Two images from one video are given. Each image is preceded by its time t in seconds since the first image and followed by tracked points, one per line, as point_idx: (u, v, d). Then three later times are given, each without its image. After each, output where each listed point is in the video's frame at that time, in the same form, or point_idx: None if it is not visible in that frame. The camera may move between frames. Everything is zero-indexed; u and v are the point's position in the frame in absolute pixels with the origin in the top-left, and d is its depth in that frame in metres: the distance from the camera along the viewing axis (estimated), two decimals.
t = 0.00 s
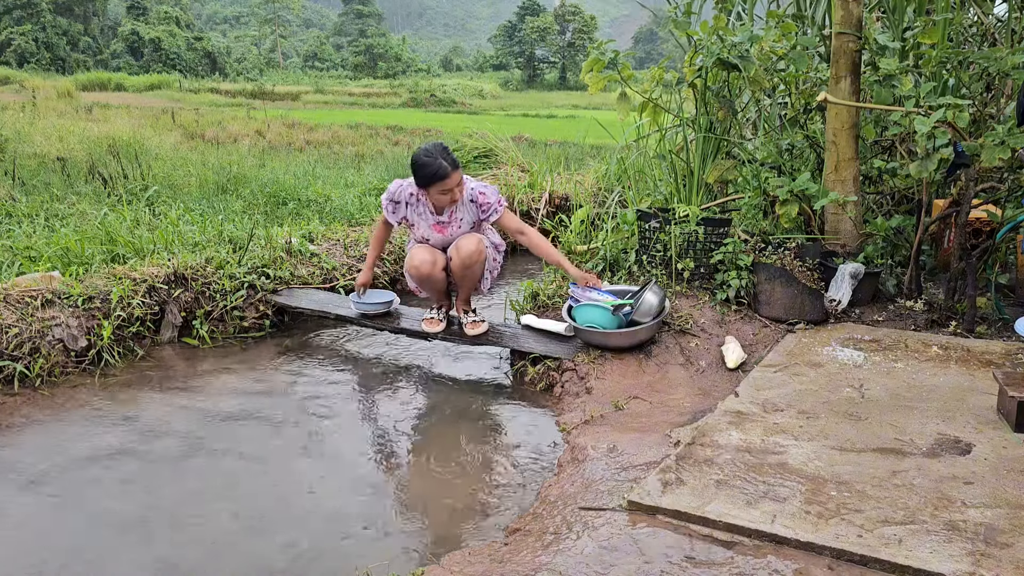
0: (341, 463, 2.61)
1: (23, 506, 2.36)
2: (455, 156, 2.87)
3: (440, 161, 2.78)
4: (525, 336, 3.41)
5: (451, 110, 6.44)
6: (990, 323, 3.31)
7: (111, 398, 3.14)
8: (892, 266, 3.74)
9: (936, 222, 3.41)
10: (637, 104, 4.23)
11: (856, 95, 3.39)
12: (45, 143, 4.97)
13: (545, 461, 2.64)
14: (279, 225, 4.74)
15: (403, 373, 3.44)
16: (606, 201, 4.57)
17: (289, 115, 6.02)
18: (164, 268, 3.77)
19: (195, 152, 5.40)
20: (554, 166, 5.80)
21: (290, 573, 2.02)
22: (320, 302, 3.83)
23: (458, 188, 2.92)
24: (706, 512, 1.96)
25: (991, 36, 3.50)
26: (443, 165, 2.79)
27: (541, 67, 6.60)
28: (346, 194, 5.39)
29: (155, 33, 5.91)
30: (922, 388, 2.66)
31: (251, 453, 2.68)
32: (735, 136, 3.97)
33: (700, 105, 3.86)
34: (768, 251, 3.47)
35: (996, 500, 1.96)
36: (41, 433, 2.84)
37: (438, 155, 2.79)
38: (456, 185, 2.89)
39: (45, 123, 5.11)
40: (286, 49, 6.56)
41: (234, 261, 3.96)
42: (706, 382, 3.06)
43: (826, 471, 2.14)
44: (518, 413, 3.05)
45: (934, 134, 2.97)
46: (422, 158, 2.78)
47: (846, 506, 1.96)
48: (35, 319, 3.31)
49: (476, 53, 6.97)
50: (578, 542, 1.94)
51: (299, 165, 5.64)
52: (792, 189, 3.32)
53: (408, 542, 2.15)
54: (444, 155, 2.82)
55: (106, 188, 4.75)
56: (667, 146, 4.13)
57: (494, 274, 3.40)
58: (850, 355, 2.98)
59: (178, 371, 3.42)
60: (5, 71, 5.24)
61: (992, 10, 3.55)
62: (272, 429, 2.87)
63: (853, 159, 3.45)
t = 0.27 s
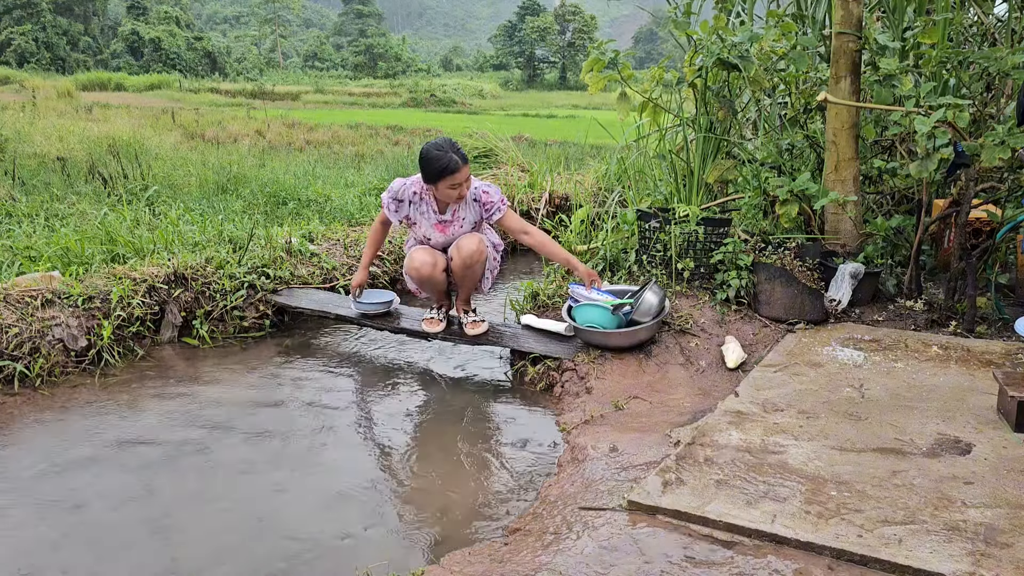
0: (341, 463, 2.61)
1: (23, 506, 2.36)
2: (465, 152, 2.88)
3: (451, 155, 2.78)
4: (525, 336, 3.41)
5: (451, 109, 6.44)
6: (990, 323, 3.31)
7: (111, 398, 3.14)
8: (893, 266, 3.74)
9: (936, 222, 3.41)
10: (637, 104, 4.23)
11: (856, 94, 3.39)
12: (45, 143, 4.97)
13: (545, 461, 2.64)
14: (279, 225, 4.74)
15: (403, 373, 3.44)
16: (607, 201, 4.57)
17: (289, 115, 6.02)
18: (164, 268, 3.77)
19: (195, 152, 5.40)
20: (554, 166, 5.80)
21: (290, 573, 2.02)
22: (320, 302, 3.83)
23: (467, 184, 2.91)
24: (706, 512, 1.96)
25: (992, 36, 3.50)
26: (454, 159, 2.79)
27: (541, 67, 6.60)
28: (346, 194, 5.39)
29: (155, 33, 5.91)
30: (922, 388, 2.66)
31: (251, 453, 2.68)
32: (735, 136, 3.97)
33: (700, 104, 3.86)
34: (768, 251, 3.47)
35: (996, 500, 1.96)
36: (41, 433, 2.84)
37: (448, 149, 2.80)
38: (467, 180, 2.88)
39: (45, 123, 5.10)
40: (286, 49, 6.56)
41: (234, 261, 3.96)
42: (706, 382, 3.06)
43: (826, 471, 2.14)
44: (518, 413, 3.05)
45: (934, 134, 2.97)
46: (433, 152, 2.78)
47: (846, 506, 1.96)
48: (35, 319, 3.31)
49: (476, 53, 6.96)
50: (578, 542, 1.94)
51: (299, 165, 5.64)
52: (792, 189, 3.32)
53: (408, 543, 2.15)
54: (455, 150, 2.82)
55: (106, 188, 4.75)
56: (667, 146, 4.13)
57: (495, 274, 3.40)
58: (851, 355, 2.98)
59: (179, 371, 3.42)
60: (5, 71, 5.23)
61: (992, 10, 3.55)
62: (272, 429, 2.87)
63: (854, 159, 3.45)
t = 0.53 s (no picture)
0: (340, 463, 2.61)
1: (23, 505, 2.36)
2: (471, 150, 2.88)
3: (457, 152, 2.78)
4: (525, 336, 3.40)
5: (451, 109, 6.44)
6: (990, 323, 3.31)
7: (111, 398, 3.14)
8: (893, 266, 3.74)
9: (936, 222, 3.41)
10: (637, 104, 4.23)
11: (856, 94, 3.39)
12: (45, 143, 4.97)
13: (545, 461, 2.64)
14: (279, 224, 4.74)
15: (403, 373, 3.44)
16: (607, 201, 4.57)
17: (289, 115, 6.02)
18: (164, 268, 3.77)
19: (195, 152, 5.40)
20: (554, 165, 5.80)
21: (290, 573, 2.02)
22: (320, 302, 3.83)
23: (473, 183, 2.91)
24: (706, 512, 1.96)
25: (991, 36, 3.50)
26: (460, 156, 2.79)
27: (541, 67, 6.60)
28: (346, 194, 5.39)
29: (155, 33, 5.91)
30: (922, 388, 2.66)
31: (252, 453, 2.68)
32: (735, 136, 3.97)
33: (700, 104, 3.86)
34: (768, 251, 3.47)
35: (996, 500, 1.96)
36: (40, 433, 2.84)
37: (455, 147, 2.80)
38: (472, 179, 2.88)
39: (45, 123, 5.10)
40: (286, 49, 6.56)
41: (234, 261, 3.96)
42: (706, 382, 3.06)
43: (826, 471, 2.14)
44: (518, 413, 3.05)
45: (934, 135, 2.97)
46: (440, 149, 2.79)
47: (846, 506, 1.96)
48: (35, 319, 3.31)
49: (476, 53, 6.97)
50: (578, 542, 1.94)
51: (299, 165, 5.64)
52: (792, 188, 3.32)
53: (409, 543, 2.15)
54: (462, 148, 2.82)
55: (106, 188, 4.76)
56: (667, 146, 4.13)
57: (495, 274, 3.41)
58: (851, 355, 2.98)
59: (179, 371, 3.42)
60: (5, 71, 5.23)
61: (992, 10, 3.55)
62: (272, 429, 2.87)
63: (853, 159, 3.45)
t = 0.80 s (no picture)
0: (340, 463, 2.61)
1: (23, 505, 2.36)
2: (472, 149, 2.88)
3: (459, 150, 2.78)
4: (525, 336, 3.40)
5: (451, 109, 6.44)
6: (990, 323, 3.31)
7: (111, 398, 3.14)
8: (893, 266, 3.73)
9: (936, 222, 3.40)
10: (637, 104, 4.23)
11: (856, 94, 3.39)
12: (45, 143, 4.96)
13: (545, 461, 2.64)
14: (279, 224, 4.74)
15: (403, 373, 3.44)
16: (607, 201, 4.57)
17: (289, 115, 6.02)
18: (164, 268, 3.77)
19: (195, 152, 5.40)
20: (554, 165, 5.79)
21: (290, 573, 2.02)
22: (320, 302, 3.83)
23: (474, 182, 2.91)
24: (706, 512, 1.96)
25: (992, 36, 3.50)
26: (461, 154, 2.79)
27: (541, 67, 6.60)
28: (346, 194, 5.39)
29: (155, 33, 5.91)
30: (922, 388, 2.66)
31: (251, 454, 2.68)
32: (735, 136, 3.97)
33: (700, 104, 3.86)
34: (768, 251, 3.46)
35: (996, 500, 1.96)
36: (40, 433, 2.84)
37: (457, 145, 2.80)
38: (473, 178, 2.88)
39: (45, 123, 5.10)
40: (285, 49, 6.56)
41: (234, 261, 3.96)
42: (706, 382, 3.06)
43: (826, 471, 2.14)
44: (517, 413, 3.05)
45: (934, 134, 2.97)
46: (441, 146, 2.78)
47: (846, 506, 1.96)
48: (35, 319, 3.31)
49: (476, 53, 6.97)
50: (578, 542, 1.94)
51: (299, 165, 5.63)
52: (792, 188, 3.32)
53: (409, 543, 2.15)
54: (464, 146, 2.82)
55: (106, 188, 4.76)
56: (667, 146, 4.13)
57: (495, 274, 3.41)
58: (851, 355, 2.98)
59: (179, 371, 3.42)
60: (5, 71, 5.23)
61: (992, 10, 3.54)
62: (272, 429, 2.87)
63: (853, 159, 3.45)
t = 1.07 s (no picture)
0: (340, 463, 2.61)
1: (23, 505, 2.36)
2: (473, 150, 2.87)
3: (459, 150, 2.78)
4: (525, 336, 3.40)
5: (451, 109, 6.44)
6: (990, 323, 3.31)
7: (111, 398, 3.14)
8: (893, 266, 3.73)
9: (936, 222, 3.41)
10: (637, 104, 4.23)
11: (856, 94, 3.40)
12: (45, 143, 4.96)
13: (545, 461, 2.64)
14: (279, 224, 4.74)
15: (403, 373, 3.44)
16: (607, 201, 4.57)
17: (289, 115, 6.02)
18: (164, 268, 3.77)
19: (195, 152, 5.40)
20: (554, 165, 5.79)
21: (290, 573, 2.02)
22: (320, 302, 3.83)
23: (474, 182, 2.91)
24: (706, 512, 1.96)
25: (992, 36, 3.50)
26: (461, 154, 2.79)
27: (541, 67, 6.60)
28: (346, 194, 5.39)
29: (155, 33, 5.91)
30: (922, 388, 2.66)
31: (251, 454, 2.68)
32: (735, 136, 3.97)
33: (700, 104, 3.86)
34: (768, 251, 3.47)
35: (996, 500, 1.96)
36: (40, 433, 2.84)
37: (457, 145, 2.80)
38: (472, 178, 2.87)
39: (45, 123, 5.10)
40: (286, 49, 6.56)
41: (234, 261, 3.96)
42: (706, 382, 3.06)
43: (826, 471, 2.14)
44: (517, 413, 3.05)
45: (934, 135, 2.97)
46: (441, 145, 2.78)
47: (846, 506, 1.96)
48: (35, 319, 3.31)
49: (476, 53, 6.97)
50: (578, 542, 1.94)
51: (299, 165, 5.63)
52: (792, 188, 3.32)
53: (409, 543, 2.15)
54: (465, 146, 2.82)
55: (106, 188, 4.75)
56: (667, 146, 4.13)
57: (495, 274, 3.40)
58: (851, 355, 2.98)
59: (178, 371, 3.42)
60: (5, 71, 5.23)
61: (992, 10, 3.54)
62: (272, 429, 2.87)
63: (853, 159, 3.45)
